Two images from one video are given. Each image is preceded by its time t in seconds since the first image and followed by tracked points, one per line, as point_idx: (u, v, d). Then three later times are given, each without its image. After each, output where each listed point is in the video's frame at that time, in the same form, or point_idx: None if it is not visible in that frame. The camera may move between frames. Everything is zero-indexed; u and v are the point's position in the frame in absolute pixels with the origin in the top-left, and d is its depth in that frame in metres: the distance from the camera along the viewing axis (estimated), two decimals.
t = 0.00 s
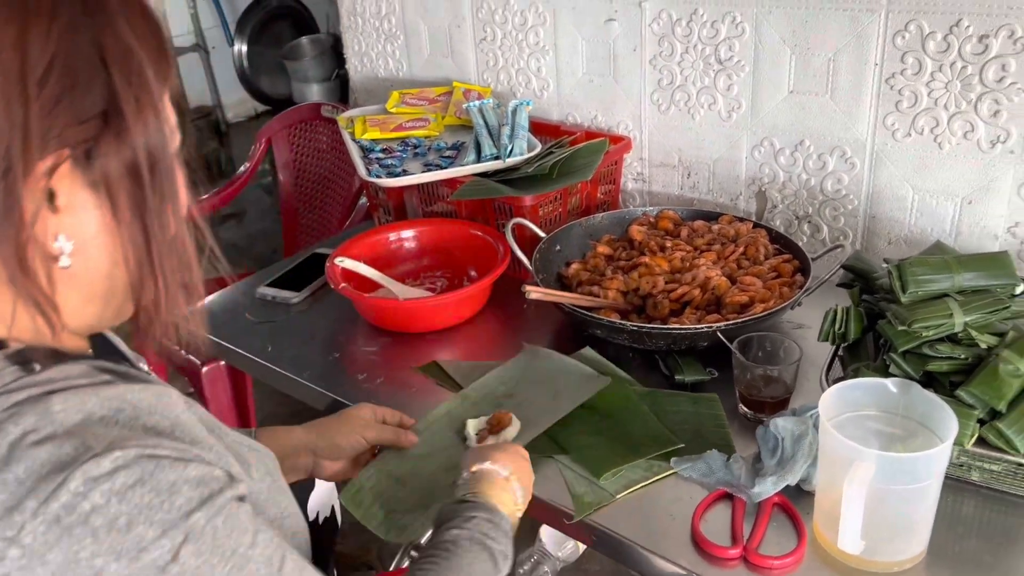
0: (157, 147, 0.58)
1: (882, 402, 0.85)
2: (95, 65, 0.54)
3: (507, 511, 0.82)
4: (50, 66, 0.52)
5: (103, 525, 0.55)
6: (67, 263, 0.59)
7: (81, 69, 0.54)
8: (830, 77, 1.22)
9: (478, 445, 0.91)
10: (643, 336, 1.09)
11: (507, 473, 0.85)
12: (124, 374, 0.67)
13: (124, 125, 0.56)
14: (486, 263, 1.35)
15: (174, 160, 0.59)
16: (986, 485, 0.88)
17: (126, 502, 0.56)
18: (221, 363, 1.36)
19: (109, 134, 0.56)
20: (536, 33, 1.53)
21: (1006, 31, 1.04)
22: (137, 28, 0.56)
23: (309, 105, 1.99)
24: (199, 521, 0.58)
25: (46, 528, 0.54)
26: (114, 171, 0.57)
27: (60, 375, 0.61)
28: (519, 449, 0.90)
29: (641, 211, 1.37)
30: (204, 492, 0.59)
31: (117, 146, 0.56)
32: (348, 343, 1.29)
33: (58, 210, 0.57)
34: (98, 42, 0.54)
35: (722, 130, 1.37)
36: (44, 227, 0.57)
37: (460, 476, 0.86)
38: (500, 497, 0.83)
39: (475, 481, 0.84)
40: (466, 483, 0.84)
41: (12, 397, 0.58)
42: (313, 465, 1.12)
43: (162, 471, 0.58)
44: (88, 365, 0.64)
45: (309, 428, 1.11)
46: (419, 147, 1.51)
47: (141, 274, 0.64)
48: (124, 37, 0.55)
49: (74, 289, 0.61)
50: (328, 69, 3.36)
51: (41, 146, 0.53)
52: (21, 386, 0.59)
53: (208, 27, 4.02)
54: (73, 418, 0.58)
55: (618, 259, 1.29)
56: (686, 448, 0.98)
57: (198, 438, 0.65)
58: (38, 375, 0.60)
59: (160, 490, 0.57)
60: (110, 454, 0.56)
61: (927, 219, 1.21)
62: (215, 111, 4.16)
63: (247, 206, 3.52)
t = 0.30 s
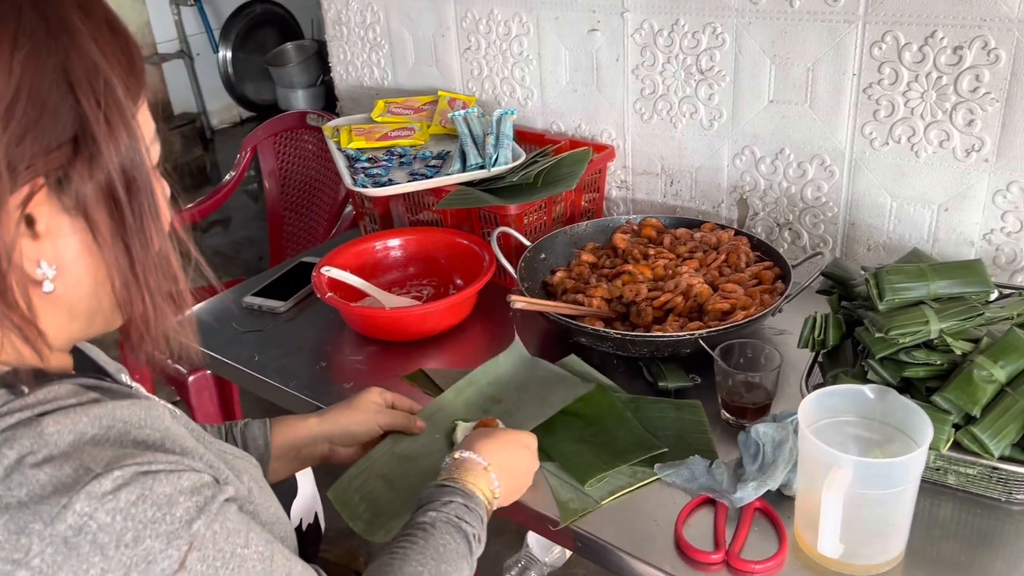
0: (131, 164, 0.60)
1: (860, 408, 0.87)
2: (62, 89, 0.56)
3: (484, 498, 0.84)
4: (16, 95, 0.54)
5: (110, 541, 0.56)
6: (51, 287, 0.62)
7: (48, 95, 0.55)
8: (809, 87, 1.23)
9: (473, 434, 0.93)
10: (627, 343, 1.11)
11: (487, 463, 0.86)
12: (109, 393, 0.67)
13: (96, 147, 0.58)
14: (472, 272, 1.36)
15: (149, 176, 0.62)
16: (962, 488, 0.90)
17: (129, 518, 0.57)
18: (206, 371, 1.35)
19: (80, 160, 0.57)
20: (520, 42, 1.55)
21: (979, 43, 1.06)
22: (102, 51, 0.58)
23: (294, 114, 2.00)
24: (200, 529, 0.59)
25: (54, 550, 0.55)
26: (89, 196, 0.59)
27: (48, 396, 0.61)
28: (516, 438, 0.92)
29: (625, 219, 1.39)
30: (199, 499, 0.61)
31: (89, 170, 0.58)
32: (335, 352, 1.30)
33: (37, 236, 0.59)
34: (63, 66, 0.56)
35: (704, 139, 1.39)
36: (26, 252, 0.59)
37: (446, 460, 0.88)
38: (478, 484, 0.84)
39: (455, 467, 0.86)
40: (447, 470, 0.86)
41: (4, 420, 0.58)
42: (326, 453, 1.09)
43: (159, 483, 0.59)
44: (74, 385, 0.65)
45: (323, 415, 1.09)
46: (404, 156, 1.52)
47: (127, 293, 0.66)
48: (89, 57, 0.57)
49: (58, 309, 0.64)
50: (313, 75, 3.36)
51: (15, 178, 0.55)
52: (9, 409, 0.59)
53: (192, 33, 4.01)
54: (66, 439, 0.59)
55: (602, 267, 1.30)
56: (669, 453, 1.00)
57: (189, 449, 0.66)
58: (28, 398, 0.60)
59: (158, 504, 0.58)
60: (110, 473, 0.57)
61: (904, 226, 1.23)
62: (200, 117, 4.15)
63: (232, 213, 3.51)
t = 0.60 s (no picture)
0: (134, 171, 0.60)
1: (850, 407, 0.88)
2: (66, 93, 0.55)
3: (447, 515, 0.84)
4: (20, 97, 0.54)
5: (99, 550, 0.56)
6: (50, 291, 0.62)
7: (53, 98, 0.55)
8: (796, 88, 1.24)
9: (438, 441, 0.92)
10: (618, 344, 1.11)
11: (451, 479, 0.86)
12: (104, 397, 0.67)
13: (99, 153, 0.57)
14: (462, 274, 1.36)
15: (152, 183, 0.61)
16: (951, 486, 0.91)
17: (119, 528, 0.56)
18: (197, 376, 1.35)
19: (82, 164, 0.57)
20: (509, 45, 1.55)
21: (964, 44, 1.07)
22: (109, 56, 0.58)
23: (283, 117, 1.99)
24: (189, 544, 0.59)
25: (43, 556, 0.54)
26: (91, 201, 0.58)
27: (43, 401, 0.61)
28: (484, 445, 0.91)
29: (614, 221, 1.39)
30: (189, 514, 0.60)
31: (91, 175, 0.58)
32: (326, 355, 1.29)
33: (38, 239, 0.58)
34: (68, 71, 0.55)
35: (693, 140, 1.40)
36: (26, 255, 0.59)
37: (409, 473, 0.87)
38: (442, 502, 0.84)
39: (418, 483, 0.85)
40: (409, 487, 0.85)
41: None
42: (308, 466, 1.07)
43: (149, 494, 0.58)
44: (71, 390, 0.64)
45: (303, 427, 1.07)
46: (394, 158, 1.52)
47: (130, 300, 0.66)
48: (94, 62, 0.57)
49: (57, 313, 0.64)
50: (301, 79, 3.36)
51: (16, 181, 0.55)
52: (2, 414, 0.58)
53: (179, 38, 4.00)
54: (60, 444, 0.58)
55: (592, 268, 1.31)
56: (661, 454, 1.00)
57: (182, 457, 0.66)
58: (23, 402, 0.59)
59: (148, 516, 0.58)
60: (103, 480, 0.57)
61: (892, 226, 1.24)
62: (188, 121, 4.14)
63: (221, 217, 3.50)
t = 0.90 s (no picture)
0: (114, 183, 0.59)
1: (844, 409, 0.87)
2: (45, 102, 0.55)
3: (420, 528, 0.82)
4: None
5: (76, 569, 0.55)
6: (26, 304, 0.61)
7: (30, 107, 0.54)
8: (788, 89, 1.24)
9: (411, 451, 0.90)
10: (611, 347, 1.10)
11: (422, 490, 0.85)
12: (90, 407, 0.66)
13: (78, 164, 0.56)
14: (455, 277, 1.35)
15: (133, 196, 0.60)
16: (946, 487, 0.91)
17: (98, 547, 0.55)
18: (187, 380, 1.33)
19: (60, 175, 0.56)
20: (500, 48, 1.55)
21: (956, 45, 1.07)
22: (91, 65, 0.58)
23: (273, 120, 1.98)
24: (170, 565, 0.58)
25: (19, 573, 0.53)
26: (68, 213, 0.57)
27: (25, 413, 0.60)
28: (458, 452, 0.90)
29: (607, 223, 1.39)
30: (170, 532, 0.59)
31: (69, 186, 0.57)
32: (317, 360, 1.29)
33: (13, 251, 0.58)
34: (47, 79, 0.55)
35: (686, 142, 1.39)
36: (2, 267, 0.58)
37: (378, 488, 0.85)
38: (414, 515, 0.82)
39: (389, 497, 0.84)
40: (380, 501, 0.84)
41: None
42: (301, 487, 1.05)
43: (130, 512, 0.57)
44: (54, 402, 0.64)
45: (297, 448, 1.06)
46: (385, 162, 1.51)
47: (109, 313, 0.65)
48: (74, 70, 0.56)
49: (33, 326, 0.63)
50: (291, 82, 3.35)
51: None
52: None
53: (169, 41, 3.98)
54: (39, 458, 0.57)
55: (585, 271, 1.30)
56: (656, 458, 0.99)
57: (168, 471, 0.64)
58: (4, 415, 0.59)
59: (129, 534, 0.57)
60: (82, 497, 0.56)
61: (885, 227, 1.24)
62: (178, 125, 4.12)
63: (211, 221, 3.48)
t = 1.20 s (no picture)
0: (106, 185, 0.58)
1: (842, 408, 0.87)
2: (35, 103, 0.54)
3: (407, 534, 0.81)
4: None
5: None
6: (17, 307, 0.60)
7: (20, 107, 0.53)
8: (784, 88, 1.24)
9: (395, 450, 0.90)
10: (607, 347, 1.10)
11: (408, 494, 0.84)
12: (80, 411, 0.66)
13: (69, 165, 0.56)
14: (450, 278, 1.34)
15: (127, 197, 0.60)
16: (944, 487, 0.90)
17: (88, 555, 0.55)
18: (184, 385, 1.30)
19: (51, 176, 0.56)
20: (495, 47, 1.54)
21: (951, 42, 1.06)
22: (81, 65, 0.57)
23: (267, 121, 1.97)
24: (160, 573, 0.57)
25: None
26: (60, 214, 0.57)
27: (16, 419, 0.59)
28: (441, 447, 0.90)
29: (603, 223, 1.39)
30: (162, 540, 0.59)
31: (60, 187, 0.56)
32: (312, 362, 1.28)
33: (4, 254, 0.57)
34: (36, 79, 0.54)
35: (681, 141, 1.39)
36: None
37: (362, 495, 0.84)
38: (401, 520, 0.81)
39: (375, 503, 0.82)
40: (366, 508, 0.82)
41: None
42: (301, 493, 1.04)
43: (122, 519, 0.57)
44: (45, 406, 0.63)
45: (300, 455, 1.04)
46: (380, 162, 1.51)
47: (104, 313, 0.64)
48: (64, 71, 0.55)
49: (25, 328, 0.62)
50: (285, 83, 3.34)
51: None
52: None
53: (162, 42, 3.96)
54: (30, 464, 0.57)
55: (581, 271, 1.30)
56: (653, 459, 0.99)
57: (161, 477, 0.64)
58: None
59: (120, 542, 0.56)
60: (73, 503, 0.55)
61: (880, 226, 1.24)
62: (172, 126, 4.10)
63: (206, 223, 3.47)
